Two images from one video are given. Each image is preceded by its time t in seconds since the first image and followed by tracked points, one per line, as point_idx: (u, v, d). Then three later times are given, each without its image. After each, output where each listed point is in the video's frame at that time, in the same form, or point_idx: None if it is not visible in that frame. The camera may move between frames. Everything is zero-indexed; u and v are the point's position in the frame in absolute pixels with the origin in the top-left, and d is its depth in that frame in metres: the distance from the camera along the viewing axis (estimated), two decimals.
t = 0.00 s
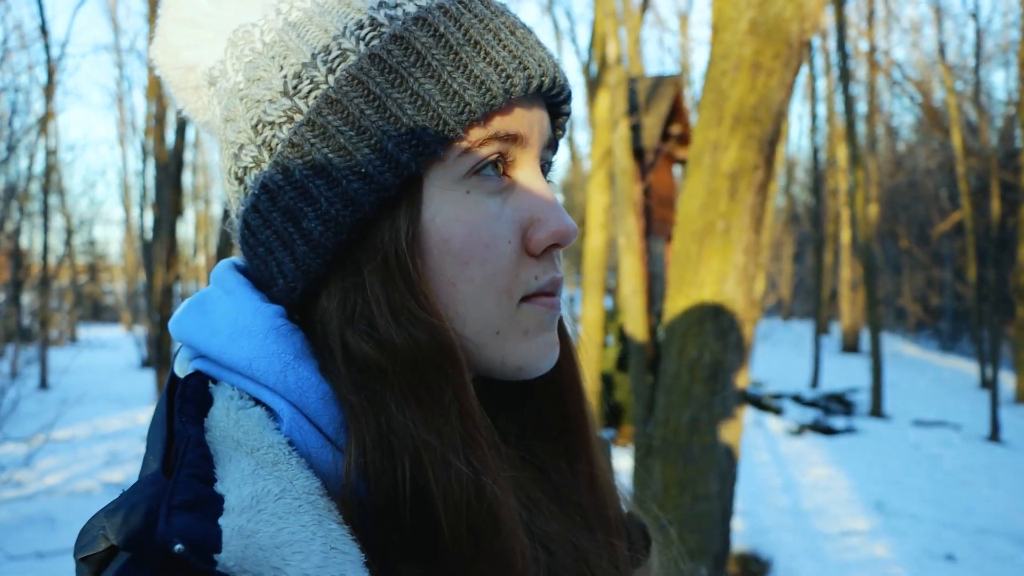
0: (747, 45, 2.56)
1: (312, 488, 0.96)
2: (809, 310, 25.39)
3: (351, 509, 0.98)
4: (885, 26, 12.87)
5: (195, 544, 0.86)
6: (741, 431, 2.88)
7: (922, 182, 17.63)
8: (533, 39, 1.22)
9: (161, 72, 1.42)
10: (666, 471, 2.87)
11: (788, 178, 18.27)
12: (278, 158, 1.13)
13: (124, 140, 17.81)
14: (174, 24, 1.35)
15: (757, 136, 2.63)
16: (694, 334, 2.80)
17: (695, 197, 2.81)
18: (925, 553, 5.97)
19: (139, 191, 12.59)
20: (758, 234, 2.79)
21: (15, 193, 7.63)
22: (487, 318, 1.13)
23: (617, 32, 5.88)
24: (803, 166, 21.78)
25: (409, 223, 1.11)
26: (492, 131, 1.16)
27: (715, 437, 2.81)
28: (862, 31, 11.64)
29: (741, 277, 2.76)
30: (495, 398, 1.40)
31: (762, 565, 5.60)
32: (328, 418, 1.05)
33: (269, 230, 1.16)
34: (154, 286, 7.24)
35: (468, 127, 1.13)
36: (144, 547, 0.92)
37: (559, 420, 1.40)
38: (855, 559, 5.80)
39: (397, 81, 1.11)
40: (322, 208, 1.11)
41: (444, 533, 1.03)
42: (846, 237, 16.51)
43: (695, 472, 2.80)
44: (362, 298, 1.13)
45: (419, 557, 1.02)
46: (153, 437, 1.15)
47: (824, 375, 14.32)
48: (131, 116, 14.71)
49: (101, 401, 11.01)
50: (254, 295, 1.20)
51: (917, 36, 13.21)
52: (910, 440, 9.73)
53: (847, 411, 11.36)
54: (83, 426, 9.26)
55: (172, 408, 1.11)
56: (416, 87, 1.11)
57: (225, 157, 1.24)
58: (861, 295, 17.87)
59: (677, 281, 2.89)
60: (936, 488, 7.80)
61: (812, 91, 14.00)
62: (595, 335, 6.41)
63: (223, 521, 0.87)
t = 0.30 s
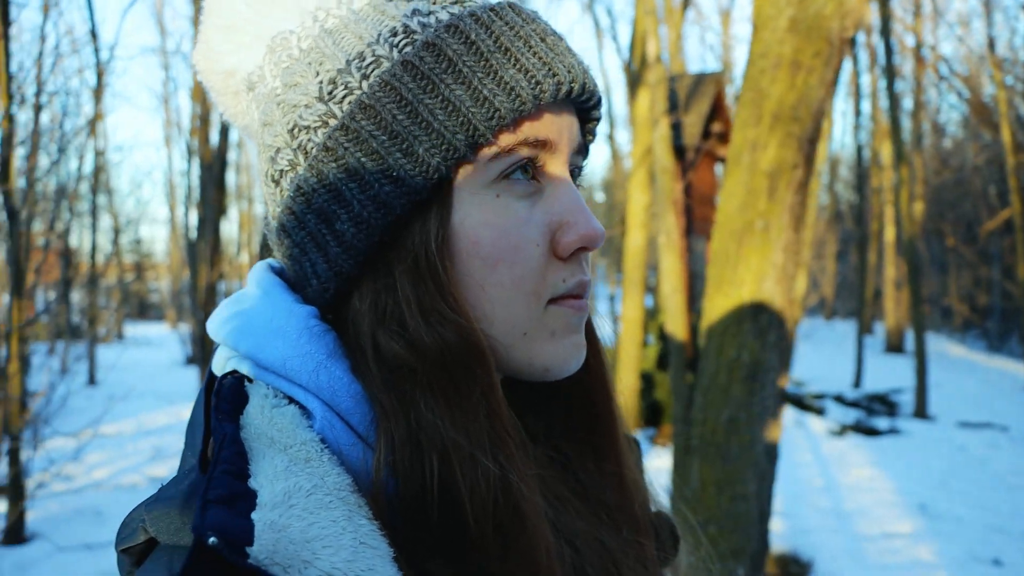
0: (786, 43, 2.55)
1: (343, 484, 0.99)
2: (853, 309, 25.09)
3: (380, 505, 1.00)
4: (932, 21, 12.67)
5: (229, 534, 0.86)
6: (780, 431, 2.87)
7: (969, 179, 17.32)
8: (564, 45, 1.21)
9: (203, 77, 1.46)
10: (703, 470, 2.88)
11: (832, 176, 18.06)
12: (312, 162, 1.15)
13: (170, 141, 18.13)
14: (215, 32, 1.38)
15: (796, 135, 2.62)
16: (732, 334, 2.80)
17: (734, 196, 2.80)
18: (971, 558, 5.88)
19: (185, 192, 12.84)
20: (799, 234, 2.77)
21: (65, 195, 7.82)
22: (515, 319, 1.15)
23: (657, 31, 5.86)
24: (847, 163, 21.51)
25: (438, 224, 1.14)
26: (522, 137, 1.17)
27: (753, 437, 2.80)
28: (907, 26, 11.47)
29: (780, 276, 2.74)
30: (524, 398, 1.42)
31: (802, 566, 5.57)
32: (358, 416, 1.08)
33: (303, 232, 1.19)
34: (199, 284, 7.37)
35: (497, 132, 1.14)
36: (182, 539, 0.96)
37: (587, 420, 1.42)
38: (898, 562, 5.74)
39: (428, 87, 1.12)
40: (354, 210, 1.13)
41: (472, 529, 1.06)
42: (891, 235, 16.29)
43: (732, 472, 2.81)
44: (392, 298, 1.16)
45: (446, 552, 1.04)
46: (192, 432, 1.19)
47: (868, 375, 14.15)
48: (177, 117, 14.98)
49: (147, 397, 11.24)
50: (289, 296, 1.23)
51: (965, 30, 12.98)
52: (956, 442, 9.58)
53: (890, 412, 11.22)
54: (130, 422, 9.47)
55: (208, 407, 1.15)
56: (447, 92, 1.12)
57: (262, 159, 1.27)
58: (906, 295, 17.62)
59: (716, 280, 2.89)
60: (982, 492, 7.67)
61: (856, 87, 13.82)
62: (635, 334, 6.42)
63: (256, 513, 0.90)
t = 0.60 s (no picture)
0: (821, 41, 2.53)
1: (362, 481, 1.02)
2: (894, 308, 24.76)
3: (397, 500, 1.03)
4: (977, 14, 12.45)
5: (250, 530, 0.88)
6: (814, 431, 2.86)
7: (1015, 176, 17.00)
8: (584, 52, 1.22)
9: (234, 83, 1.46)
10: (737, 470, 2.90)
11: (873, 173, 17.84)
12: (336, 165, 1.18)
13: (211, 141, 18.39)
14: (245, 39, 1.38)
15: (831, 133, 2.61)
16: (766, 334, 2.80)
17: (769, 195, 2.80)
18: (1014, 561, 5.79)
19: (226, 192, 13.03)
20: (835, 233, 2.76)
21: (109, 195, 7.98)
22: (532, 321, 1.17)
23: (693, 28, 5.84)
24: (889, 159, 21.22)
25: (457, 226, 1.16)
26: (540, 142, 1.18)
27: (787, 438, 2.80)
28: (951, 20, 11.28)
29: (815, 275, 2.73)
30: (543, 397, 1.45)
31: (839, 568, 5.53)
32: (377, 414, 1.11)
33: (326, 233, 1.22)
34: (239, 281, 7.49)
35: (515, 137, 1.15)
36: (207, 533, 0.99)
37: (605, 418, 1.44)
38: (937, 565, 5.67)
39: (448, 93, 1.13)
40: (376, 214, 1.15)
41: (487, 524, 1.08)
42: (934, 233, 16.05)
43: (765, 472, 2.81)
44: (412, 300, 1.18)
45: (462, 548, 1.07)
46: (219, 428, 1.22)
47: (909, 375, 13.96)
48: (218, 118, 15.17)
49: (189, 394, 11.43)
50: (313, 297, 1.26)
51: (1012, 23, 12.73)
52: (1000, 443, 9.43)
53: (932, 412, 11.07)
54: (172, 418, 9.64)
55: (235, 406, 1.18)
56: (466, 98, 1.13)
57: (288, 161, 1.29)
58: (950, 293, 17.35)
59: (750, 280, 2.89)
60: None
61: (898, 83, 13.64)
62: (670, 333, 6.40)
63: (276, 509, 0.93)
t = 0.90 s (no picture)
0: (853, 40, 2.51)
1: (372, 480, 1.06)
2: (935, 308, 24.42)
3: (407, 499, 1.07)
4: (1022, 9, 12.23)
5: (260, 528, 0.92)
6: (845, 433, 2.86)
7: None
8: (592, 61, 1.24)
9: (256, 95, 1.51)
10: (767, 471, 2.90)
11: (914, 171, 17.60)
12: (350, 174, 1.21)
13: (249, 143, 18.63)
14: (267, 51, 1.43)
15: (864, 134, 2.60)
16: (797, 336, 2.80)
17: (799, 197, 2.79)
18: None
19: (264, 192, 13.20)
20: (867, 234, 2.75)
21: (150, 195, 8.13)
22: (540, 326, 1.20)
23: (728, 27, 5.82)
24: (930, 157, 20.92)
25: (467, 233, 1.19)
26: (548, 150, 1.20)
27: (818, 440, 2.79)
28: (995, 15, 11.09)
29: (846, 276, 2.73)
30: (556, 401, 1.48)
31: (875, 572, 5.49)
32: (389, 416, 1.15)
33: (341, 240, 1.25)
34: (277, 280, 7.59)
35: (523, 146, 1.18)
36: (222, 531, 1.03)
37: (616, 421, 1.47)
38: (976, 569, 5.60)
39: (458, 104, 1.16)
40: (388, 221, 1.19)
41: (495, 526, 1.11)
42: (976, 232, 15.81)
43: (795, 474, 2.82)
44: (424, 305, 1.22)
45: (470, 547, 1.10)
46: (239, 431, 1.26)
47: (950, 377, 13.76)
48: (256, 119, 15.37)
49: (228, 392, 11.60)
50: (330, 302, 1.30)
51: None
52: None
53: (973, 414, 10.92)
54: (211, 416, 9.79)
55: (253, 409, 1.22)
56: (475, 108, 1.16)
57: (307, 172, 1.33)
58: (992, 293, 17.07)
59: (780, 281, 2.89)
60: None
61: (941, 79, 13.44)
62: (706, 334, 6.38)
63: (286, 507, 0.97)
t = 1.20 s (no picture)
0: (881, 35, 2.48)
1: (371, 474, 1.07)
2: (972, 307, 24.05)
3: (406, 492, 1.08)
4: None
5: (254, 520, 0.93)
6: (871, 433, 2.83)
7: None
8: (593, 58, 1.24)
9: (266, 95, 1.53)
10: (793, 470, 2.89)
11: (952, 168, 17.34)
12: (354, 172, 1.23)
13: (282, 141, 18.78)
14: (277, 52, 1.45)
15: (892, 130, 2.57)
16: (823, 334, 2.78)
17: (826, 194, 2.77)
18: None
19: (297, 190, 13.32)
20: (895, 231, 2.72)
21: (183, 193, 8.22)
22: (541, 322, 1.20)
23: (758, 23, 5.78)
24: (968, 153, 20.59)
25: (467, 229, 1.20)
26: (549, 148, 1.21)
27: (843, 439, 2.77)
28: None
29: (873, 274, 2.71)
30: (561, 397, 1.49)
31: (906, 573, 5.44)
32: (389, 410, 1.16)
33: (345, 237, 1.27)
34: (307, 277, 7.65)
35: (524, 144, 1.19)
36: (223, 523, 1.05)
37: (621, 418, 1.47)
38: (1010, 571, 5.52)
39: (458, 102, 1.18)
40: (390, 218, 1.20)
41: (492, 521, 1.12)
42: (1014, 229, 15.54)
43: (820, 472, 2.79)
44: (426, 302, 1.23)
45: (468, 540, 1.11)
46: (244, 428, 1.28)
47: (987, 377, 13.55)
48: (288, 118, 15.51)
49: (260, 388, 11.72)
50: (335, 298, 1.31)
51: None
52: None
53: (1009, 415, 10.75)
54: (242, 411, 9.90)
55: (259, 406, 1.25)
56: (474, 107, 1.17)
57: (314, 170, 1.35)
58: None
59: (806, 278, 2.87)
60: None
61: (979, 74, 13.22)
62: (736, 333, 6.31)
63: (282, 499, 0.99)
